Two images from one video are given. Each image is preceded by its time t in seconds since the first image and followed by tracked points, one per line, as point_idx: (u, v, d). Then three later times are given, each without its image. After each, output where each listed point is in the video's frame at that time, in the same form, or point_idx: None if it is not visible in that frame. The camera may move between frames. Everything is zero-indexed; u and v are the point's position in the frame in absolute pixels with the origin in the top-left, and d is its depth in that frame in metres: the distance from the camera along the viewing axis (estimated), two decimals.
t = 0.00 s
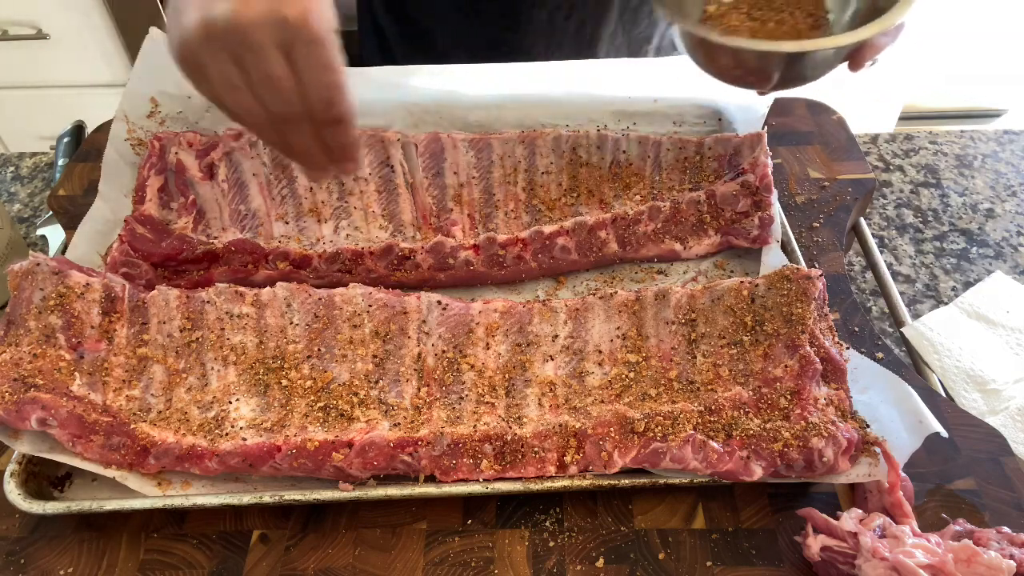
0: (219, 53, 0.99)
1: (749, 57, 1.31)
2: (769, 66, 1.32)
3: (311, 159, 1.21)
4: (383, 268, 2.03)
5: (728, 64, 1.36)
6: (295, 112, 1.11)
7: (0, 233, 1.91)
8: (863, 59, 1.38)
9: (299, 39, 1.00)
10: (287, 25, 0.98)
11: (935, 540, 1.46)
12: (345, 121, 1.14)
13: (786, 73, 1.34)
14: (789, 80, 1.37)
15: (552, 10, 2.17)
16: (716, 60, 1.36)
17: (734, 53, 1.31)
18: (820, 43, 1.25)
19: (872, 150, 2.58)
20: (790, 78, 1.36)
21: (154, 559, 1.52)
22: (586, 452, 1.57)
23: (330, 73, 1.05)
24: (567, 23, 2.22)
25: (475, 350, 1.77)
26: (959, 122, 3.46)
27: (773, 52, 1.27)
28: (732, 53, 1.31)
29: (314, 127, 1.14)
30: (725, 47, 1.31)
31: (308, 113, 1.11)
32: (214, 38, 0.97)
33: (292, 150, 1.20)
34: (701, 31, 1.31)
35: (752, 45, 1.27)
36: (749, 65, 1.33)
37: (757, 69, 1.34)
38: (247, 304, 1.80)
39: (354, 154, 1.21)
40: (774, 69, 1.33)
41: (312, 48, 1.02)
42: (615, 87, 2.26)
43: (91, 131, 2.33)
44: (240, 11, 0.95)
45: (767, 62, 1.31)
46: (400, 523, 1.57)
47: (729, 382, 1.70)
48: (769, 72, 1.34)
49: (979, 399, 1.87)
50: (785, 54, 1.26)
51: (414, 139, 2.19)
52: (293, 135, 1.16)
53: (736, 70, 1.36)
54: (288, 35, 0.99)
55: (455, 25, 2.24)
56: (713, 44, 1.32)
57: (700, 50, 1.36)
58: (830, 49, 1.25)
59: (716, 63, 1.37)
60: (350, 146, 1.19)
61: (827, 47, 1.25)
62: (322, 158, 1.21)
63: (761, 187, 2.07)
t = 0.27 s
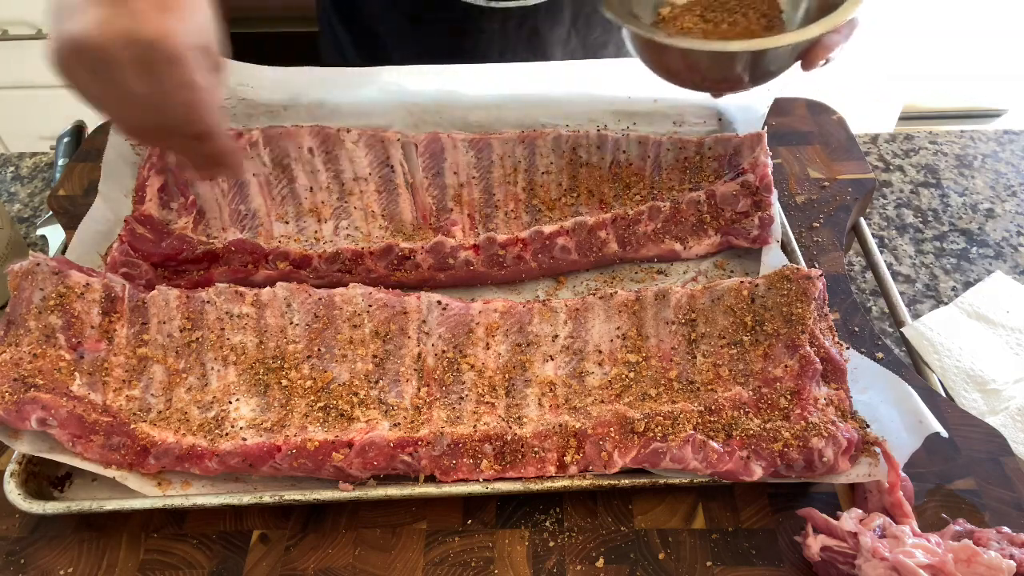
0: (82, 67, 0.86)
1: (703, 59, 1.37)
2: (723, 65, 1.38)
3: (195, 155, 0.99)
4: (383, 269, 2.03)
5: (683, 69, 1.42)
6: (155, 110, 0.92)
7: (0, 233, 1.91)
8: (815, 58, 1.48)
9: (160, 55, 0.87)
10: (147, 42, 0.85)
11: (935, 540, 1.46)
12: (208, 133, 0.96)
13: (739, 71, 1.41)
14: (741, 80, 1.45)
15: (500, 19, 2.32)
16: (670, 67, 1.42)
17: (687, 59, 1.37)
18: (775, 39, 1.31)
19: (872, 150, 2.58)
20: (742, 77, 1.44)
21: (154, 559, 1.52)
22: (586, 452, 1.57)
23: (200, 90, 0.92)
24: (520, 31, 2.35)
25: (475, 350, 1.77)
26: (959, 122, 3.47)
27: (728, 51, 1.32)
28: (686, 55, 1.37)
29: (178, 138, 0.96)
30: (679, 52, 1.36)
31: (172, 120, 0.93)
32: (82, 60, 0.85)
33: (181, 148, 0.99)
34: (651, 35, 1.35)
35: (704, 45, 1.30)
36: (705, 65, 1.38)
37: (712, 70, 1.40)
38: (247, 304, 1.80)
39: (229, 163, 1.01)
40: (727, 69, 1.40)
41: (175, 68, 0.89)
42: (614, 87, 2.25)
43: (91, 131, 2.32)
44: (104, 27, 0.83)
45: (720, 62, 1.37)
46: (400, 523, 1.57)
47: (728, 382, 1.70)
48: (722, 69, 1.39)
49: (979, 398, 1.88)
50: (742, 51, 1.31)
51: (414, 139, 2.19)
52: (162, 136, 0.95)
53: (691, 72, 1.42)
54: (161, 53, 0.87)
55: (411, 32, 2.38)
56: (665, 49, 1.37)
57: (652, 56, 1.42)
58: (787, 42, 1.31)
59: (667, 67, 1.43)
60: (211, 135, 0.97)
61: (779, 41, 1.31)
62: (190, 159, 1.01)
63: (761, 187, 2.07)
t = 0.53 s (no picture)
0: (218, 30, 1.31)
1: (666, 57, 1.47)
2: (687, 63, 1.48)
3: (324, 118, 1.56)
4: (383, 269, 2.03)
5: (650, 68, 1.52)
6: (302, 82, 1.42)
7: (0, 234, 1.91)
8: (781, 58, 1.58)
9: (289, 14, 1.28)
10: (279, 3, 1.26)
11: (935, 540, 1.46)
12: (342, 85, 1.44)
13: (706, 68, 1.51)
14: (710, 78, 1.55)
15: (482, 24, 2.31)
16: (638, 65, 1.53)
17: (652, 57, 1.49)
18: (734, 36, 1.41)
19: (872, 150, 2.58)
20: (710, 75, 1.53)
21: (154, 559, 1.52)
22: (586, 452, 1.57)
23: (323, 41, 1.33)
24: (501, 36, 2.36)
25: (475, 350, 1.77)
26: (959, 122, 3.46)
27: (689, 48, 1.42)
28: (650, 52, 1.47)
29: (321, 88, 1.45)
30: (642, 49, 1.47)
31: (308, 80, 1.42)
32: (212, 20, 1.29)
33: (294, 109, 1.53)
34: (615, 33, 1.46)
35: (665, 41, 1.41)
36: (669, 63, 1.49)
37: (676, 68, 1.51)
38: (247, 304, 1.80)
39: (352, 110, 1.54)
40: (694, 68, 1.50)
41: (302, 21, 1.29)
42: (615, 87, 2.27)
43: (91, 132, 2.32)
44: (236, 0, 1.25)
45: (684, 60, 1.47)
46: (400, 523, 1.57)
47: (728, 382, 1.70)
48: (688, 67, 1.49)
49: (980, 399, 1.88)
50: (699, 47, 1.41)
51: (414, 139, 2.19)
52: (299, 97, 1.47)
53: (659, 70, 1.53)
54: (280, 9, 1.27)
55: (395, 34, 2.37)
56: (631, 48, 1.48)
57: (619, 54, 1.53)
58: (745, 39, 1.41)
59: (635, 65, 1.54)
60: (349, 103, 1.51)
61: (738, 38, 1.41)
62: (327, 116, 1.55)
63: (761, 187, 2.07)
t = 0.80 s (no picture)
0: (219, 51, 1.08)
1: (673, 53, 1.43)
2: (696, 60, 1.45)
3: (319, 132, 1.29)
4: (383, 269, 2.03)
5: (657, 65, 1.49)
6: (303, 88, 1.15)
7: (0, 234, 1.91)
8: (788, 59, 1.54)
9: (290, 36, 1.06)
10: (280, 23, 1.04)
11: (935, 540, 1.46)
12: (338, 100, 1.20)
13: (717, 66, 1.48)
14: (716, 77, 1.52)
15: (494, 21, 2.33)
16: (643, 62, 1.49)
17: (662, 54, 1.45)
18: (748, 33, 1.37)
19: (872, 150, 2.58)
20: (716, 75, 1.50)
21: (154, 559, 1.52)
22: (586, 452, 1.57)
23: (328, 60, 1.11)
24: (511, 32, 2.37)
25: (475, 350, 1.77)
26: (959, 122, 3.47)
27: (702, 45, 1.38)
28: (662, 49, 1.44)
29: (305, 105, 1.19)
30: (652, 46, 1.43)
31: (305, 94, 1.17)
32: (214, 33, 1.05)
33: (292, 121, 1.25)
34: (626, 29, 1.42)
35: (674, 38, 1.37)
36: (676, 61, 1.45)
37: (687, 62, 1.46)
38: (247, 304, 1.80)
39: (348, 127, 1.28)
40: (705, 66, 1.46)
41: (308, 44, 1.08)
42: (615, 87, 2.27)
43: (91, 132, 2.32)
44: (238, 14, 1.03)
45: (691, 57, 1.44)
46: (400, 523, 1.57)
47: (728, 382, 1.70)
48: (694, 67, 1.46)
49: (979, 398, 1.88)
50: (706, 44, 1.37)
51: (414, 139, 2.19)
52: (301, 108, 1.21)
53: (665, 69, 1.49)
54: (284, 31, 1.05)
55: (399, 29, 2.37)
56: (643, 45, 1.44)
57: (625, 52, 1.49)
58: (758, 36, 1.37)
59: (641, 62, 1.50)
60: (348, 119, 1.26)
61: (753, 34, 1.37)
62: (326, 130, 1.28)
63: (761, 187, 2.07)
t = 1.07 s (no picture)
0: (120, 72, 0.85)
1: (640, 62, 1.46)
2: (664, 71, 1.48)
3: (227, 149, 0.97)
4: (383, 269, 2.03)
5: (627, 74, 1.52)
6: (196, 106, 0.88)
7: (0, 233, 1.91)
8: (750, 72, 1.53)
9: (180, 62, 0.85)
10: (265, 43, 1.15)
11: (935, 540, 1.46)
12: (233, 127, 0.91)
13: (687, 78, 1.51)
14: (684, 88, 1.55)
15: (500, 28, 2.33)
16: (613, 69, 1.52)
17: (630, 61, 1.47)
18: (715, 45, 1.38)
19: (872, 150, 2.58)
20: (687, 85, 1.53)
21: (154, 559, 1.52)
22: (586, 452, 1.57)
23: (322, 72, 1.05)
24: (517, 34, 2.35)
25: (475, 350, 1.77)
26: (959, 122, 3.45)
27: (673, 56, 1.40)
28: (632, 59, 1.46)
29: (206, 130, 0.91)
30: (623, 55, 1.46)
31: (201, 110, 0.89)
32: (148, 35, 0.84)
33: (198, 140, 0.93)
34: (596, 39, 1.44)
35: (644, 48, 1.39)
36: (649, 71, 1.49)
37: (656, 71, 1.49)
38: (247, 304, 1.80)
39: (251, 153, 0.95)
40: (674, 76, 1.50)
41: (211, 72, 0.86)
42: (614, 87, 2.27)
43: (91, 131, 2.32)
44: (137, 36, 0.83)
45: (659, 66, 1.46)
46: (400, 523, 1.57)
47: (728, 382, 1.70)
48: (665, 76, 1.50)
49: (979, 398, 1.88)
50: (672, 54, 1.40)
51: (414, 139, 2.19)
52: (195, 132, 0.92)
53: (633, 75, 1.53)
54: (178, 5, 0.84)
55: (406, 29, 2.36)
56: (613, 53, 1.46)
57: (595, 61, 1.53)
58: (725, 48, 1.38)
59: (609, 69, 1.52)
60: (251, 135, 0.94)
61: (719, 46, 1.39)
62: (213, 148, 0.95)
63: (761, 187, 2.07)
